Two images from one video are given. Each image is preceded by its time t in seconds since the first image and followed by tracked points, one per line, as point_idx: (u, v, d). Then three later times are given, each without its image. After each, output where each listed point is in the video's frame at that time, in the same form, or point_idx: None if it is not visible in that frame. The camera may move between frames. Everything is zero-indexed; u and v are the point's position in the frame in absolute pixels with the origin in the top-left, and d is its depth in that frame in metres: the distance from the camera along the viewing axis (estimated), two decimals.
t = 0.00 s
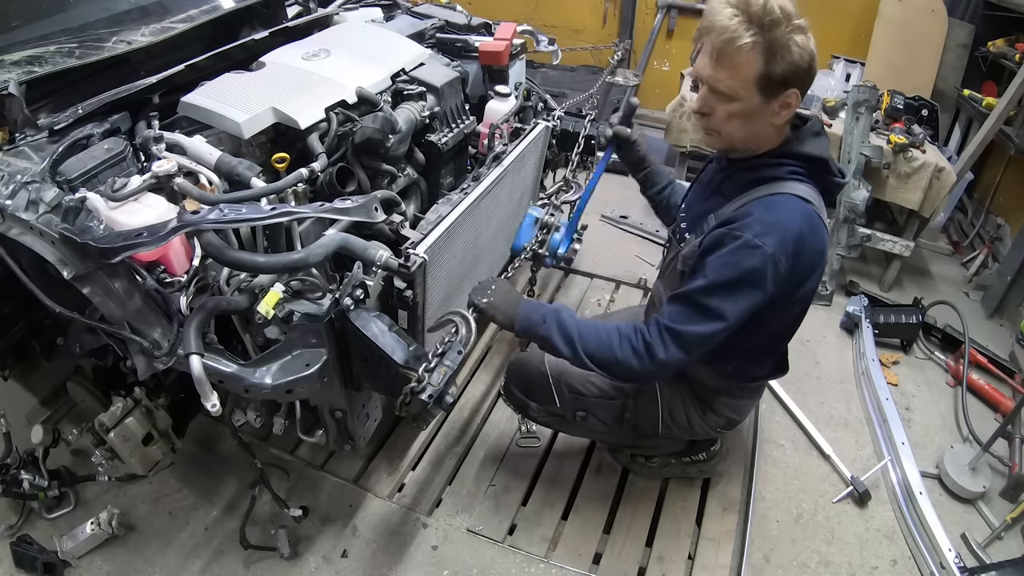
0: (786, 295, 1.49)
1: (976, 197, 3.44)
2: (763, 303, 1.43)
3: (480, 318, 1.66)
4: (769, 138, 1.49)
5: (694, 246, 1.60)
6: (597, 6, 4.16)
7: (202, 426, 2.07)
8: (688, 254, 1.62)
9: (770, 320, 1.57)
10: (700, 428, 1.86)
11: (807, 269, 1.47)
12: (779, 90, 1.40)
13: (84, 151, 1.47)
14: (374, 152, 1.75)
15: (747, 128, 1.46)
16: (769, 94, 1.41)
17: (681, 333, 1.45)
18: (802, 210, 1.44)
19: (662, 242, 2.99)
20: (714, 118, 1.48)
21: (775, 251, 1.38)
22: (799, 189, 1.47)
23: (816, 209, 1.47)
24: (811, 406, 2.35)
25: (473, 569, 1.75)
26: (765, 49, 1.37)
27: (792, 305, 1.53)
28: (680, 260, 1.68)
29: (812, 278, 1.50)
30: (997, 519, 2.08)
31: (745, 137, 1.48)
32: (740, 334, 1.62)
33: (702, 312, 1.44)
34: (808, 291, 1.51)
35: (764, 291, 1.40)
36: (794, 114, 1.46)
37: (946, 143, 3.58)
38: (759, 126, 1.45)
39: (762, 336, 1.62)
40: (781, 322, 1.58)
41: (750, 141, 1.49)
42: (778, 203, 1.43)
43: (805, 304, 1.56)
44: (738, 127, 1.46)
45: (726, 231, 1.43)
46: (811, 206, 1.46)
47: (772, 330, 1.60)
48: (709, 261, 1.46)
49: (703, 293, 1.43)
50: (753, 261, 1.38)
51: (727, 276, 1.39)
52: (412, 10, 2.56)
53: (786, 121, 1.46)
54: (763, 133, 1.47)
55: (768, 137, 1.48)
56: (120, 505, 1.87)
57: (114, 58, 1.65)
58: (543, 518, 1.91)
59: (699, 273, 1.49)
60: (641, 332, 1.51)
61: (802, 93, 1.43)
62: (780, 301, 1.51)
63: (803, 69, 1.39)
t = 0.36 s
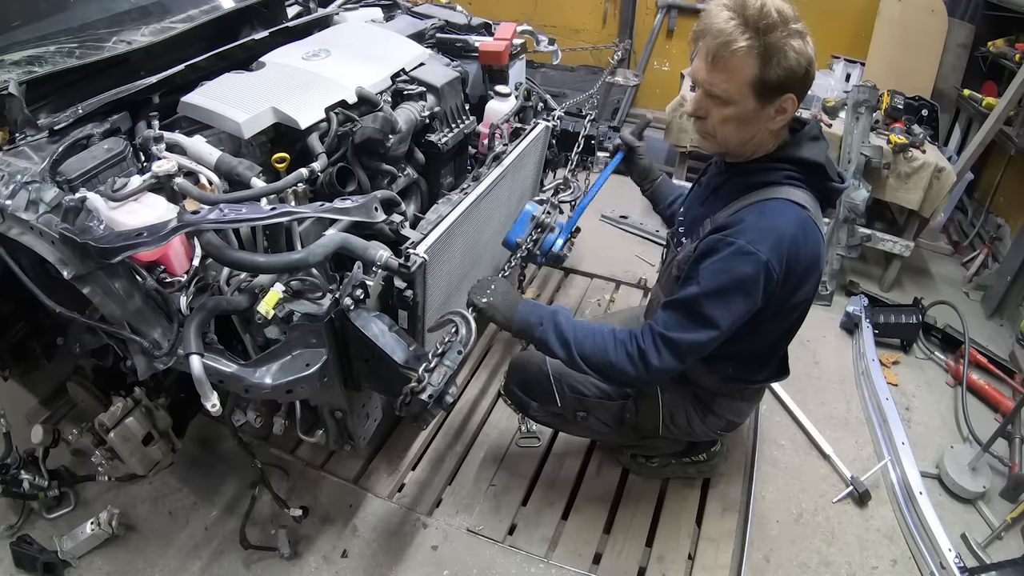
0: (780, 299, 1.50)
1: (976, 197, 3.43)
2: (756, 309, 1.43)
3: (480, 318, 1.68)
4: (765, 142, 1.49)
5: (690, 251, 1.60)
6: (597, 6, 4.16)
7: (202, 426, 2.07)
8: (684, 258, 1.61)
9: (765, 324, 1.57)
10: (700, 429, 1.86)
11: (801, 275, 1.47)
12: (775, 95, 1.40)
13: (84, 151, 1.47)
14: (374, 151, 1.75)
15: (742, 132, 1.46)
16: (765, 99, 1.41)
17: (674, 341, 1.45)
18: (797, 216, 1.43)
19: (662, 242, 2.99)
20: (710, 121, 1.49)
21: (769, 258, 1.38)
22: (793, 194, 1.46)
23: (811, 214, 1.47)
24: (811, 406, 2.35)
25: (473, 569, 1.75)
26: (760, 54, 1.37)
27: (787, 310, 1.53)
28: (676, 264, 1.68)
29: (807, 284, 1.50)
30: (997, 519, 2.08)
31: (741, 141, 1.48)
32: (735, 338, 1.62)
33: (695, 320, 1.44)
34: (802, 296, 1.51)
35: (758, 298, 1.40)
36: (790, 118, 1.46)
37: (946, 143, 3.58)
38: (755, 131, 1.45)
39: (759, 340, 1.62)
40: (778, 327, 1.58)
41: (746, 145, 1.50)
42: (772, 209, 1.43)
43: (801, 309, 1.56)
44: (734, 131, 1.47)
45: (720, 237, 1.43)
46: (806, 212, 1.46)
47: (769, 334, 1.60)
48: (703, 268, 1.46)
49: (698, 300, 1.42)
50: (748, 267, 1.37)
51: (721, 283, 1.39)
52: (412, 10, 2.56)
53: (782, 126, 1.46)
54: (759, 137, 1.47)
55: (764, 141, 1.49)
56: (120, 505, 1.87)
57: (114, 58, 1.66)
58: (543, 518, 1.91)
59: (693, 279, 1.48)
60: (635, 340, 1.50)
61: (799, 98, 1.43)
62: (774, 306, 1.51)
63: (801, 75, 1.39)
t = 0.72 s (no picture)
0: (790, 299, 1.50)
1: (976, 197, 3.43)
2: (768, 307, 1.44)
3: (480, 319, 1.65)
4: (758, 136, 1.49)
5: (702, 253, 1.59)
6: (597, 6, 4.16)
7: (202, 426, 2.07)
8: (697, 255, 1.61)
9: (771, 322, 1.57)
10: (700, 428, 1.86)
11: (812, 275, 1.48)
12: (763, 87, 1.40)
13: (84, 151, 1.47)
14: (374, 151, 1.75)
15: (732, 121, 1.47)
16: (752, 89, 1.41)
17: (684, 336, 1.46)
18: (811, 216, 1.43)
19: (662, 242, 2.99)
20: (705, 107, 1.52)
21: (785, 258, 1.39)
22: (806, 194, 1.46)
23: (824, 214, 1.47)
24: (811, 406, 2.35)
25: (473, 569, 1.75)
26: (750, 43, 1.38)
27: (796, 309, 1.54)
28: (685, 264, 1.68)
29: (816, 284, 1.51)
30: (997, 519, 2.08)
31: (731, 130, 1.49)
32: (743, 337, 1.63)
33: (707, 315, 1.45)
34: (810, 295, 1.53)
35: (772, 297, 1.41)
36: (785, 114, 1.44)
37: (946, 143, 3.58)
38: (741, 121, 1.46)
39: (765, 339, 1.63)
40: (784, 326, 1.59)
41: (738, 136, 1.50)
42: (788, 208, 1.43)
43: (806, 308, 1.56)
44: (724, 119, 1.48)
45: (735, 235, 1.43)
46: (819, 212, 1.46)
47: (774, 333, 1.60)
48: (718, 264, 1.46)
49: (710, 294, 1.43)
50: (763, 265, 1.38)
51: (734, 279, 1.40)
52: (412, 10, 2.56)
53: (775, 120, 1.45)
54: (749, 129, 1.47)
55: (757, 134, 1.48)
56: (120, 505, 1.87)
57: (114, 58, 1.66)
58: (543, 518, 1.91)
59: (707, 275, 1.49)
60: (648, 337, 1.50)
61: (792, 94, 1.41)
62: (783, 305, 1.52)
63: (790, 69, 1.37)
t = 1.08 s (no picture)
0: (778, 302, 1.50)
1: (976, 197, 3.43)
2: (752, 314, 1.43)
3: (480, 317, 1.67)
4: (731, 127, 1.53)
5: (687, 252, 1.60)
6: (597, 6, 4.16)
7: (202, 426, 2.07)
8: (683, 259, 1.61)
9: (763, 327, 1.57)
10: (698, 429, 1.86)
11: (798, 278, 1.47)
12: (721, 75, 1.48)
13: (84, 151, 1.47)
14: (374, 151, 1.75)
15: (706, 111, 1.56)
16: (713, 76, 1.49)
17: (671, 347, 1.45)
18: (792, 218, 1.43)
19: (662, 242, 2.99)
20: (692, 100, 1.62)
21: (765, 263, 1.38)
22: (788, 196, 1.46)
23: (808, 216, 1.46)
24: (811, 406, 2.35)
25: (473, 569, 1.75)
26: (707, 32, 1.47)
27: (788, 311, 1.53)
28: (674, 265, 1.68)
29: (805, 287, 1.50)
30: (997, 519, 2.08)
31: (707, 121, 1.57)
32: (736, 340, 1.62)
33: (692, 324, 1.44)
34: (800, 299, 1.51)
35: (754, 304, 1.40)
36: (749, 103, 1.47)
37: (946, 143, 3.58)
38: (711, 109, 1.54)
39: (758, 343, 1.62)
40: (778, 329, 1.58)
41: (715, 127, 1.57)
42: (767, 212, 1.43)
43: (800, 310, 1.56)
44: (700, 110, 1.57)
45: (715, 241, 1.43)
46: (802, 214, 1.45)
47: (767, 336, 1.60)
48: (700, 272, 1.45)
49: (694, 305, 1.42)
50: (744, 271, 1.37)
51: (717, 288, 1.39)
52: (412, 10, 2.56)
53: (740, 109, 1.49)
54: (721, 119, 1.53)
55: (730, 125, 1.53)
56: (120, 505, 1.87)
57: (114, 58, 1.66)
58: (543, 519, 1.91)
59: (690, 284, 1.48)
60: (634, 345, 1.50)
61: (748, 81, 1.44)
62: (772, 309, 1.51)
63: (739, 53, 1.42)
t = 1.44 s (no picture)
0: (777, 301, 1.50)
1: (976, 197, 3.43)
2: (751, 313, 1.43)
3: (488, 309, 1.68)
4: (729, 126, 1.53)
5: (686, 251, 1.60)
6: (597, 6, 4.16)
7: (202, 426, 2.07)
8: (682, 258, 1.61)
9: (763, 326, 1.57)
10: (699, 428, 1.85)
11: (797, 278, 1.47)
12: (719, 74, 1.47)
13: (84, 151, 1.47)
14: (375, 151, 1.75)
15: (704, 111, 1.55)
16: (710, 76, 1.49)
17: (670, 344, 1.45)
18: (790, 217, 1.43)
19: (662, 242, 2.99)
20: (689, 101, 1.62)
21: (764, 262, 1.38)
22: (786, 195, 1.46)
23: (806, 215, 1.46)
24: (811, 407, 2.35)
25: (473, 569, 1.75)
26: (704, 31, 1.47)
27: (787, 310, 1.53)
28: (673, 265, 1.68)
29: (804, 287, 1.50)
30: (997, 519, 2.08)
31: (705, 121, 1.57)
32: (735, 340, 1.62)
33: (690, 322, 1.44)
34: (799, 299, 1.51)
35: (753, 302, 1.40)
36: (747, 101, 1.46)
37: (946, 143, 3.58)
38: (708, 109, 1.53)
39: (757, 342, 1.62)
40: (777, 329, 1.58)
41: (713, 127, 1.56)
42: (766, 211, 1.43)
43: (799, 310, 1.56)
44: (698, 110, 1.57)
45: (713, 240, 1.42)
46: (800, 213, 1.45)
47: (766, 336, 1.60)
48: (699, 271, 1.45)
49: (691, 303, 1.42)
50: (742, 270, 1.37)
51: (715, 287, 1.39)
52: (412, 10, 2.56)
53: (738, 108, 1.48)
54: (719, 118, 1.53)
55: (728, 125, 1.53)
56: (120, 505, 1.87)
57: (114, 58, 1.66)
58: (543, 518, 1.91)
59: (689, 282, 1.48)
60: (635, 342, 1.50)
61: (745, 80, 1.44)
62: (771, 308, 1.51)
63: (736, 51, 1.42)
